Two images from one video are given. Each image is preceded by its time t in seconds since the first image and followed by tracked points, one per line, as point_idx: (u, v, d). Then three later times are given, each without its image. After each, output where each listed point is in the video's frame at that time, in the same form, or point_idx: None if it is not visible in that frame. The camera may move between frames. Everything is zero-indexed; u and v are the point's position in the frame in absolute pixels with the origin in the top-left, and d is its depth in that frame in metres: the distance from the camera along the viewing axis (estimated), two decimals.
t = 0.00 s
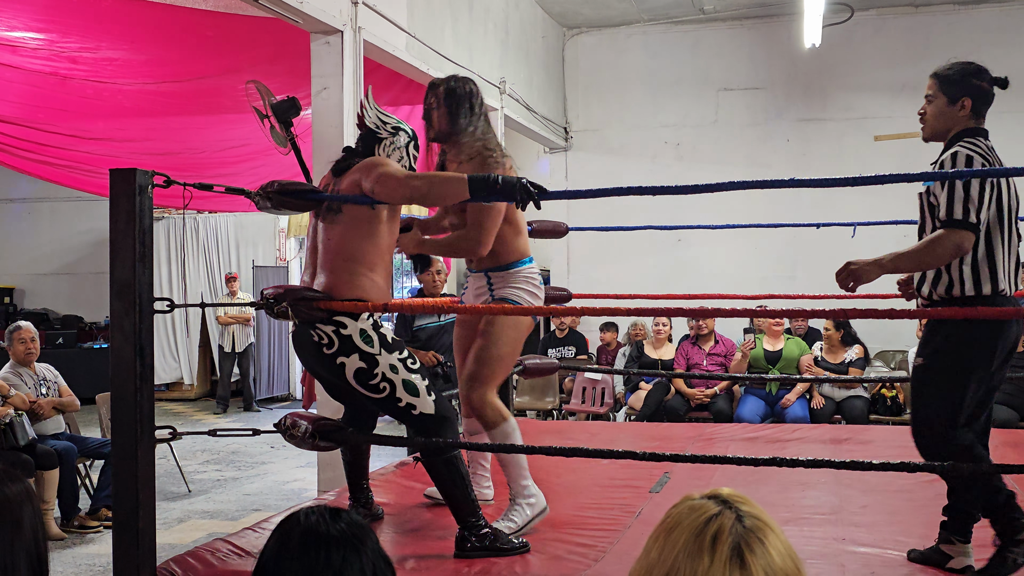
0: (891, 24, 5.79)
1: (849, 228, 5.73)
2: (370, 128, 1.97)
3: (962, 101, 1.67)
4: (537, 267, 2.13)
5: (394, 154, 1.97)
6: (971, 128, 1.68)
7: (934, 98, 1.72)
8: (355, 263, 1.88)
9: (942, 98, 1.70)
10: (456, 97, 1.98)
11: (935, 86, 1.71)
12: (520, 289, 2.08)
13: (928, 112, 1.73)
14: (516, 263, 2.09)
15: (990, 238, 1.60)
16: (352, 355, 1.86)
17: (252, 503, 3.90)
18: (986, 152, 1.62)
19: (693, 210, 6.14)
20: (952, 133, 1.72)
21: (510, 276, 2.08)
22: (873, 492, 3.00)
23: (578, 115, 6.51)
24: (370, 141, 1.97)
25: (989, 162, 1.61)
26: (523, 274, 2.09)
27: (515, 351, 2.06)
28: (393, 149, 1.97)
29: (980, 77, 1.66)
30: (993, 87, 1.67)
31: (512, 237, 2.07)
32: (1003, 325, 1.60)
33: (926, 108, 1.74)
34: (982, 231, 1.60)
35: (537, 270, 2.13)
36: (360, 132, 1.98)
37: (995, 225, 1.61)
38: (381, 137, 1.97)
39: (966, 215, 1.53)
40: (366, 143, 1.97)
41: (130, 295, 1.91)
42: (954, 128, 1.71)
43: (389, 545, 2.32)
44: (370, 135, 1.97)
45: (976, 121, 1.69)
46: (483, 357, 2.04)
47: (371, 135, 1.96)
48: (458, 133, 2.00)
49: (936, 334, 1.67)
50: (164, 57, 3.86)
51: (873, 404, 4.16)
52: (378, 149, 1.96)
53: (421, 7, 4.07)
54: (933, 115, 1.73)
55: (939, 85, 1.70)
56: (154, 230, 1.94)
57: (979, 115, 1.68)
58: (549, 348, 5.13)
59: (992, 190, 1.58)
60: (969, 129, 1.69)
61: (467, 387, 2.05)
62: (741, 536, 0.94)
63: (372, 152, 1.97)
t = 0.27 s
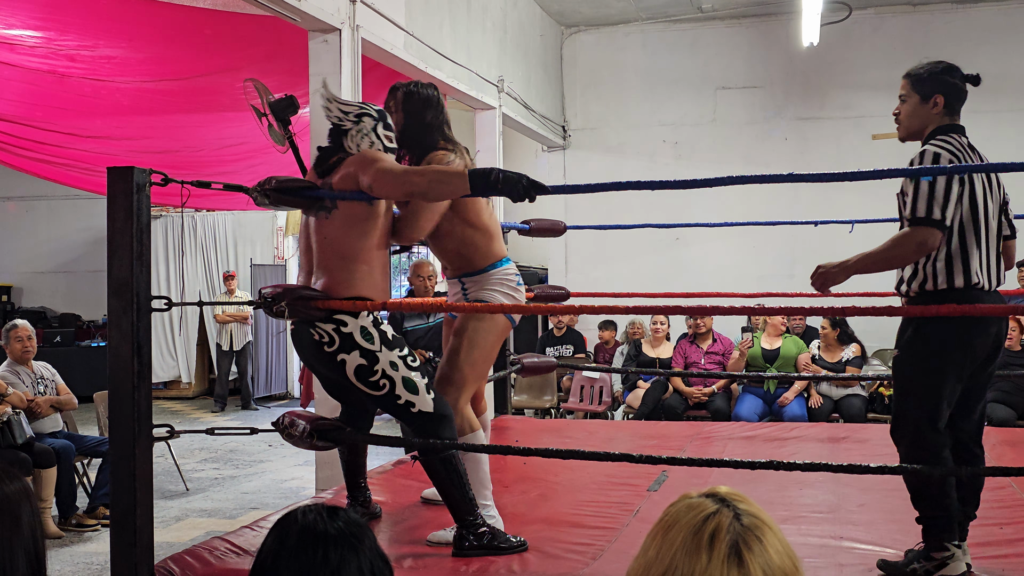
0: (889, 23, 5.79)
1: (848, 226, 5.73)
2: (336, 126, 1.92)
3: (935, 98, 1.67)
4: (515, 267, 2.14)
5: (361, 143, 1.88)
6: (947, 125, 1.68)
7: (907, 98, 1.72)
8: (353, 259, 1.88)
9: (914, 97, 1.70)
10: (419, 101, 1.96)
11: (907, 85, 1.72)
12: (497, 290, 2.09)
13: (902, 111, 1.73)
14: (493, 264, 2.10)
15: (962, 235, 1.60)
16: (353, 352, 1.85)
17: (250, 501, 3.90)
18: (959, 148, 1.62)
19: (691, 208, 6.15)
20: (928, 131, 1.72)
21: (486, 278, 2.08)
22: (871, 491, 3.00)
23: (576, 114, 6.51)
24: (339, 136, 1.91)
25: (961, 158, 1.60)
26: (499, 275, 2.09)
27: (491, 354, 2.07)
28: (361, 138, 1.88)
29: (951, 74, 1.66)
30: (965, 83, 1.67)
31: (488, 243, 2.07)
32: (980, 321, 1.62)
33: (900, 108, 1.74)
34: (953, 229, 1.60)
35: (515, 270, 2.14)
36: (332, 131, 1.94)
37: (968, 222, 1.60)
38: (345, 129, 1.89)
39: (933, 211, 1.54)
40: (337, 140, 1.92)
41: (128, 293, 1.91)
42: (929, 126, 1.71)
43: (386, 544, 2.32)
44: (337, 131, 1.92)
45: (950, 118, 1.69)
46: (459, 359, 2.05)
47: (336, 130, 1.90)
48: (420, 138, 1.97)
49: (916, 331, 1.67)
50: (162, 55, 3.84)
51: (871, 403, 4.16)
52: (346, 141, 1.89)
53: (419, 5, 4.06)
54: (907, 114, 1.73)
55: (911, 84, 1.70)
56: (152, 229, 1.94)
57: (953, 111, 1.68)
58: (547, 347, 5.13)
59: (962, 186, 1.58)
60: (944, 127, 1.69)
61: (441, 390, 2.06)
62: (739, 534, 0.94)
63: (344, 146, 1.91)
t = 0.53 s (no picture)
0: (883, 24, 5.80)
1: (841, 227, 5.74)
2: (292, 135, 1.93)
3: (901, 99, 1.72)
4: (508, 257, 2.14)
5: (316, 144, 1.88)
6: (917, 125, 1.71)
7: (876, 100, 1.77)
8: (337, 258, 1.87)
9: (882, 99, 1.76)
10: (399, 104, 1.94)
11: (876, 88, 1.77)
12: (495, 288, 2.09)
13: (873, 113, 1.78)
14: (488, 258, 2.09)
15: (929, 238, 1.65)
16: (344, 355, 1.86)
17: (242, 500, 3.89)
18: (923, 148, 1.66)
19: (686, 208, 6.15)
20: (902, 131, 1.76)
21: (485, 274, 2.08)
22: (863, 490, 3.00)
23: (570, 113, 6.50)
24: (297, 142, 1.92)
25: (924, 158, 1.64)
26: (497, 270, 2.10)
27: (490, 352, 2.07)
28: (314, 138, 1.88)
29: (916, 76, 1.71)
30: (931, 83, 1.70)
31: (469, 242, 2.05)
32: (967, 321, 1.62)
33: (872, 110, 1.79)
34: (914, 235, 1.67)
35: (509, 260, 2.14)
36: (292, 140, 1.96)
37: (931, 225, 1.66)
38: (300, 133, 1.90)
39: (885, 222, 1.62)
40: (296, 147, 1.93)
41: (118, 291, 1.90)
42: (901, 126, 1.74)
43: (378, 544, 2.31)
44: (294, 137, 1.93)
45: (920, 117, 1.72)
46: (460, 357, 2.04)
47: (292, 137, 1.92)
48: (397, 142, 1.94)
49: (904, 343, 1.68)
50: (156, 52, 3.88)
51: (863, 403, 4.16)
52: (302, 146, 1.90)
53: (413, 4, 4.06)
54: (878, 116, 1.77)
55: (880, 87, 1.76)
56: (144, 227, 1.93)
57: (922, 110, 1.72)
58: (541, 347, 5.13)
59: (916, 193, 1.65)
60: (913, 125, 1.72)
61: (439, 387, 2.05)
62: (731, 534, 0.94)
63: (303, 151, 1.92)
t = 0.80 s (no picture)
0: (870, 28, 5.81)
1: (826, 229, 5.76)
2: (291, 132, 1.93)
3: (885, 100, 1.73)
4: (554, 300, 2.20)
5: (319, 147, 1.90)
6: (900, 126, 1.72)
7: (861, 102, 1.78)
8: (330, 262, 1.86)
9: (867, 100, 1.77)
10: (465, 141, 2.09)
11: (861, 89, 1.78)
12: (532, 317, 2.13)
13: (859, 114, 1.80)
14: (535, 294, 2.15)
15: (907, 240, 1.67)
16: (333, 352, 1.84)
17: (226, 501, 3.87)
18: (900, 151, 1.67)
19: (673, 210, 6.16)
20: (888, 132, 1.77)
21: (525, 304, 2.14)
22: (848, 492, 3.01)
23: (558, 114, 6.50)
24: (296, 141, 1.93)
25: (900, 161, 1.66)
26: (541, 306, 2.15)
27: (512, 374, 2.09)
28: (317, 140, 1.91)
29: (900, 78, 1.72)
30: (915, 85, 1.71)
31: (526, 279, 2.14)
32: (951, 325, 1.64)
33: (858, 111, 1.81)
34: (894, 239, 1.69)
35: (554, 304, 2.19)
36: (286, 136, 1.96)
37: (910, 230, 1.67)
38: (301, 134, 1.91)
39: (866, 224, 1.63)
40: (294, 145, 1.93)
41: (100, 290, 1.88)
42: (885, 127, 1.76)
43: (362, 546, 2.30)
44: (292, 135, 1.93)
45: (904, 118, 1.73)
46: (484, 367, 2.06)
47: (292, 136, 1.92)
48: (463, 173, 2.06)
49: (886, 352, 1.70)
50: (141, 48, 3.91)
51: (848, 405, 4.18)
52: (303, 146, 1.91)
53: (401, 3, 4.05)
54: (863, 118, 1.79)
55: (865, 88, 1.77)
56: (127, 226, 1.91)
57: (906, 111, 1.72)
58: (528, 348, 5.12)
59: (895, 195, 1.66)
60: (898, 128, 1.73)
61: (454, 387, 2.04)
62: (717, 536, 0.92)
63: (301, 150, 1.93)
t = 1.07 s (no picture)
0: (834, 40, 5.99)
1: (792, 234, 5.93)
2: (304, 125, 2.04)
3: (875, 108, 1.81)
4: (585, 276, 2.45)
5: (330, 143, 2.02)
6: (888, 134, 1.80)
7: (853, 108, 1.86)
8: (320, 255, 1.98)
9: (859, 107, 1.85)
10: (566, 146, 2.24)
11: (853, 96, 1.86)
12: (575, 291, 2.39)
13: (851, 120, 1.88)
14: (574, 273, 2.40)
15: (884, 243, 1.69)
16: (337, 340, 1.94)
17: (207, 497, 3.97)
18: (887, 155, 1.74)
19: (647, 214, 6.30)
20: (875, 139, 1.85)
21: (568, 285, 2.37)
22: (809, 488, 3.15)
23: (532, 121, 6.63)
24: (307, 134, 2.04)
25: (886, 165, 1.73)
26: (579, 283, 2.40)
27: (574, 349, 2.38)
28: (327, 137, 2.02)
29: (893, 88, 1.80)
30: (906, 96, 1.79)
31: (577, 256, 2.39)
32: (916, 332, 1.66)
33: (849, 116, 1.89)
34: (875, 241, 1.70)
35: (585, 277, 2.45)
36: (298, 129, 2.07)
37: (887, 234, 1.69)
38: (314, 129, 2.03)
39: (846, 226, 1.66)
40: (305, 138, 2.05)
41: (86, 291, 1.98)
42: (873, 135, 1.84)
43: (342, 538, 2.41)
44: (305, 128, 2.04)
45: (892, 128, 1.81)
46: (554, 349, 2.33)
47: (305, 129, 2.04)
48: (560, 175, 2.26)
49: (857, 360, 1.73)
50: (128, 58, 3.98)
51: (811, 404, 4.33)
52: (313, 140, 2.03)
53: (380, 13, 4.16)
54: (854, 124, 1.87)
55: (858, 95, 1.85)
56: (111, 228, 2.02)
57: (894, 121, 1.81)
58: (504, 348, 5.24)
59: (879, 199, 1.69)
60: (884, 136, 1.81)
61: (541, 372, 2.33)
62: (683, 531, 0.92)
63: (309, 145, 2.04)
